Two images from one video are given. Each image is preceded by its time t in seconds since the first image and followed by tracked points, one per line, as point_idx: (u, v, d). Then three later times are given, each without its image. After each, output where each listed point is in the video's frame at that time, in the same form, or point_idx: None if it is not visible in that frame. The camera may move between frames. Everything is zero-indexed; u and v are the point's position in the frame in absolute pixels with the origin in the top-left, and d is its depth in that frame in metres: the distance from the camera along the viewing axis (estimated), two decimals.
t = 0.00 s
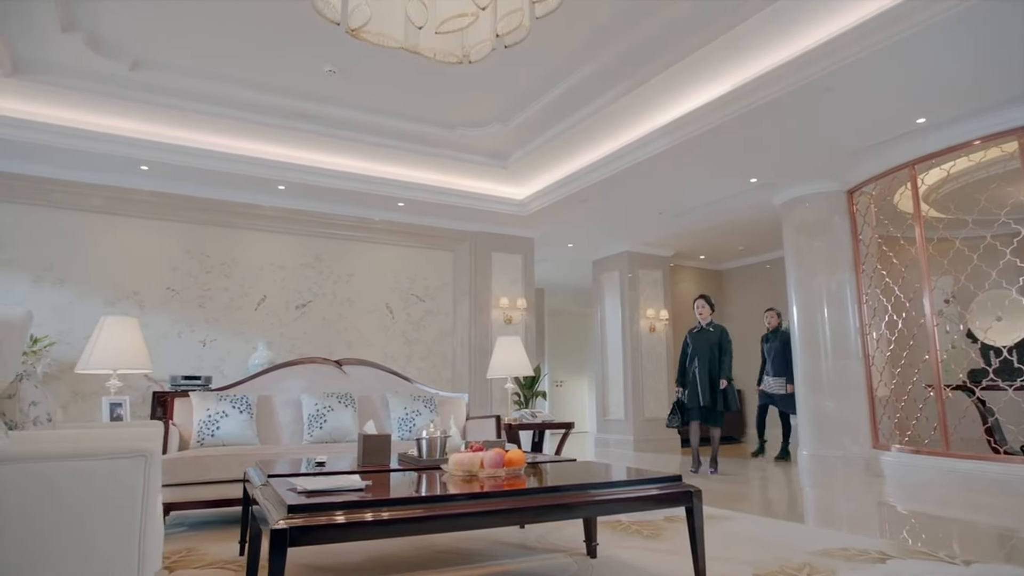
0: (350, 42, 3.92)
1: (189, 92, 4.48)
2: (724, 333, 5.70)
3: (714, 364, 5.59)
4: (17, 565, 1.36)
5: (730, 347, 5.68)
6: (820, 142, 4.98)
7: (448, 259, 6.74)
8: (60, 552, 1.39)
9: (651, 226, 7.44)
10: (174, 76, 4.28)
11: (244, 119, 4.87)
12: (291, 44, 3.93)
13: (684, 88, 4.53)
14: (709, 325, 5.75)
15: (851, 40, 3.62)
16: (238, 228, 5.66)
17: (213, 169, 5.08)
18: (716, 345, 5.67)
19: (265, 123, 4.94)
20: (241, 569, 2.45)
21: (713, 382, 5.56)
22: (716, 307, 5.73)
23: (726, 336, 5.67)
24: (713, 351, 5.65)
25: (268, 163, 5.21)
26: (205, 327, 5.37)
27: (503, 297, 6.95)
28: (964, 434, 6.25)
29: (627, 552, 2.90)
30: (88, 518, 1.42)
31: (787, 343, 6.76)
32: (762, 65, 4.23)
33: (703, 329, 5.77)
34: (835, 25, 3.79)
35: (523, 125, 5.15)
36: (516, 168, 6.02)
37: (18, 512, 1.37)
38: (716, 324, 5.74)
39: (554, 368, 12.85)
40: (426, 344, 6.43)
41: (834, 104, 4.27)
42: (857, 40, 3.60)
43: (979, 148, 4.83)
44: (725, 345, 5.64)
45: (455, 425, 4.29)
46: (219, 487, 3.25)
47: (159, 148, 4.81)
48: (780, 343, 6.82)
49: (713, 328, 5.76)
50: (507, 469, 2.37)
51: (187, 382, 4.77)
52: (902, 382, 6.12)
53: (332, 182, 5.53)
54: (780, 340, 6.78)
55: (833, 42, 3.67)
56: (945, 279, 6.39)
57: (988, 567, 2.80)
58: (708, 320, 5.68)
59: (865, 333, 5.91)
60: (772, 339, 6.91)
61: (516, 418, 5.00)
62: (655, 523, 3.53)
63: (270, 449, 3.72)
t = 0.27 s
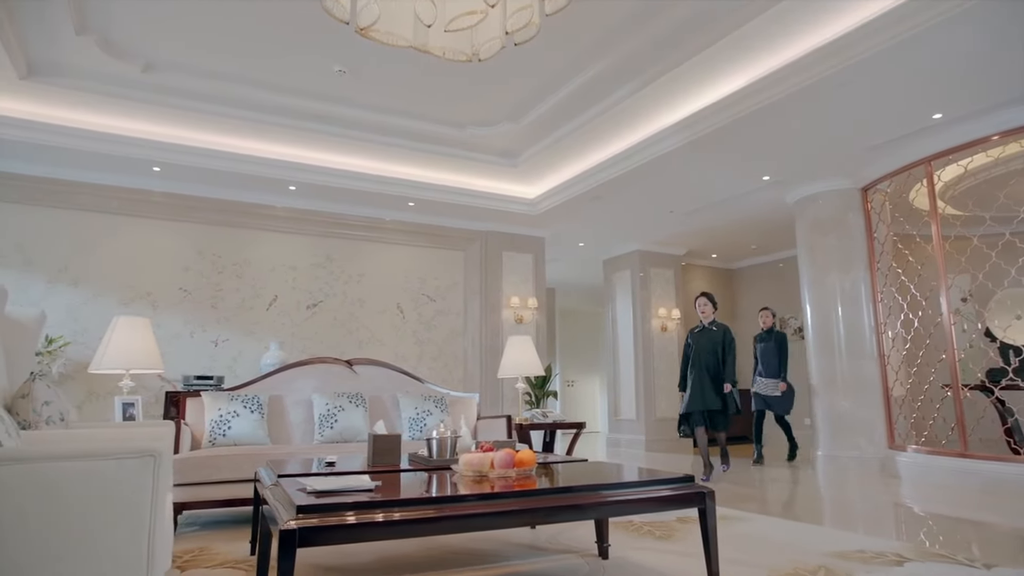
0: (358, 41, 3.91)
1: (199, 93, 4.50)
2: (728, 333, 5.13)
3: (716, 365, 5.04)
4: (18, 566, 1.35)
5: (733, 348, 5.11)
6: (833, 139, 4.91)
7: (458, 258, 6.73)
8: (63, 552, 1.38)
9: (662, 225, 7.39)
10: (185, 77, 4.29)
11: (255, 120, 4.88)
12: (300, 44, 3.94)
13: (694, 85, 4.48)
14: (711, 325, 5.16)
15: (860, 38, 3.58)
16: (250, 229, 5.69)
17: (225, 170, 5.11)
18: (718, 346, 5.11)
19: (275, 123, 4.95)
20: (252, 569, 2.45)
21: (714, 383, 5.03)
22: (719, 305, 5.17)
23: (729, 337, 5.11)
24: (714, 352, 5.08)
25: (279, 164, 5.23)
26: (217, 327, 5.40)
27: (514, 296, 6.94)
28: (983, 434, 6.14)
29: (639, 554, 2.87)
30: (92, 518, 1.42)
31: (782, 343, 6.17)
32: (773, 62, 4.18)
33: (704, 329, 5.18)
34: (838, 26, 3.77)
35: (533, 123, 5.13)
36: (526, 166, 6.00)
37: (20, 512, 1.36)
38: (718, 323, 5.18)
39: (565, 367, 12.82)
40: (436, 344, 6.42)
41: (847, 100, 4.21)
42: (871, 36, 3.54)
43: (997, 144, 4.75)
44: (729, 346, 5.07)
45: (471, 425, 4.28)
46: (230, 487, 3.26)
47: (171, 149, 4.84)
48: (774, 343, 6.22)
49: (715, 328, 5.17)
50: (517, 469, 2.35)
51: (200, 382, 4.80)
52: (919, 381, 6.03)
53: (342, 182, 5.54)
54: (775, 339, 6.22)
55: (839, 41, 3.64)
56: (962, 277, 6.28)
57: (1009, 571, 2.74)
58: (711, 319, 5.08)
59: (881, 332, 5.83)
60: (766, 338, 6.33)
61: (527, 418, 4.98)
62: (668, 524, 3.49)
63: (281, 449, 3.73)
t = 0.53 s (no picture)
0: (364, 41, 3.90)
1: (206, 94, 4.51)
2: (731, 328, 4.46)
3: (718, 363, 4.36)
4: (18, 565, 1.34)
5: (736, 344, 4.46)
6: (842, 137, 4.87)
7: (466, 258, 6.72)
8: (63, 552, 1.38)
9: (670, 224, 7.35)
10: (191, 77, 4.30)
11: (261, 120, 4.89)
12: (306, 44, 3.93)
13: (701, 84, 4.46)
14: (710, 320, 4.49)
15: (861, 39, 3.57)
16: (257, 229, 5.70)
17: (233, 170, 5.12)
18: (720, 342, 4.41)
19: (282, 124, 4.96)
20: (258, 569, 2.44)
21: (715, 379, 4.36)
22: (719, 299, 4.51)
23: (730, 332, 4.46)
24: (715, 350, 4.40)
25: (286, 163, 5.24)
26: (225, 327, 5.42)
27: (521, 295, 6.92)
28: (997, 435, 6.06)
29: (648, 555, 2.84)
30: (92, 519, 1.41)
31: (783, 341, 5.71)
32: (781, 60, 4.14)
33: (702, 322, 4.50)
34: (840, 26, 3.76)
35: (540, 122, 5.11)
36: (533, 166, 5.98)
37: (20, 511, 1.36)
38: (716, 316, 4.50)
39: (573, 367, 12.79)
40: (444, 344, 6.42)
41: (856, 98, 4.16)
42: (879, 33, 3.50)
43: (1011, 140, 4.68)
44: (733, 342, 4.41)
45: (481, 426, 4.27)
46: (238, 487, 3.26)
47: (178, 150, 4.86)
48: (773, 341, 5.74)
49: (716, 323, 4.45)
50: (525, 470, 2.33)
51: (208, 382, 4.81)
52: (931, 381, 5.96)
53: (349, 182, 5.55)
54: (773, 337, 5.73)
55: (841, 41, 3.63)
56: (975, 276, 6.18)
57: None
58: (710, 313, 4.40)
59: (892, 331, 5.77)
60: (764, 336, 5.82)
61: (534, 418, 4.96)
62: (677, 525, 3.46)
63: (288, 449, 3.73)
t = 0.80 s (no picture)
0: (369, 41, 3.91)
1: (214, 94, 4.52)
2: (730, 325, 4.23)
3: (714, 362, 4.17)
4: (19, 564, 1.34)
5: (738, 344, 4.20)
6: (850, 135, 4.84)
7: (472, 258, 6.71)
8: (65, 552, 1.38)
9: (677, 223, 7.32)
10: (199, 77, 4.31)
11: (266, 120, 4.89)
12: (312, 43, 3.93)
13: (706, 83, 4.44)
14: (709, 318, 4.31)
15: (864, 39, 3.57)
16: (263, 229, 5.71)
17: (239, 171, 5.14)
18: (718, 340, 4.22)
19: (288, 124, 4.97)
20: (265, 569, 2.44)
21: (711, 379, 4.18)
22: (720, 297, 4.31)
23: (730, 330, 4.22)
24: (712, 348, 4.21)
25: (290, 163, 5.24)
26: (232, 327, 5.43)
27: (527, 295, 6.91)
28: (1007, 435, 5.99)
29: (655, 556, 2.82)
30: (94, 518, 1.41)
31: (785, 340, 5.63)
32: (786, 58, 4.12)
33: (703, 321, 4.34)
34: (843, 26, 3.76)
35: (546, 121, 5.09)
36: (539, 165, 5.97)
37: (22, 511, 1.36)
38: (720, 316, 4.31)
39: (579, 367, 12.77)
40: (450, 343, 6.41)
41: (863, 96, 4.14)
42: (884, 31, 3.49)
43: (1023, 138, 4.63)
44: (730, 340, 4.18)
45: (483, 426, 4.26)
46: (245, 487, 3.27)
47: (186, 150, 4.89)
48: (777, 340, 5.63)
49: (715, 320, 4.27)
50: (531, 470, 2.31)
51: (214, 382, 4.82)
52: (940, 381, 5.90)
53: (355, 182, 5.55)
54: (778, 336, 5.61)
55: (844, 41, 3.63)
56: (985, 275, 6.10)
57: None
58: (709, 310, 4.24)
59: (901, 331, 5.72)
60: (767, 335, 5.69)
61: (540, 418, 4.95)
62: (684, 525, 3.44)
63: (293, 449, 3.73)
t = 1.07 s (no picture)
0: (373, 42, 3.91)
1: (221, 94, 4.53)
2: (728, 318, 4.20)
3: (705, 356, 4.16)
4: (22, 565, 1.34)
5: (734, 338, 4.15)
6: (859, 133, 4.79)
7: (479, 258, 6.71)
8: (65, 552, 1.37)
9: (684, 222, 7.28)
10: (206, 77, 4.31)
11: (273, 120, 4.90)
12: (318, 43, 3.92)
13: (712, 82, 4.42)
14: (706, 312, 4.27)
15: (866, 38, 3.56)
16: (271, 229, 5.73)
17: (246, 171, 5.16)
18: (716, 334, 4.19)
19: (295, 124, 4.97)
20: (271, 569, 2.43)
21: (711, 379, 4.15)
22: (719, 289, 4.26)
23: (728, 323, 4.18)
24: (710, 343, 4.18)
25: (297, 163, 5.25)
26: (240, 327, 5.45)
27: (534, 295, 6.89)
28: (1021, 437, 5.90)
29: (663, 557, 2.80)
30: (94, 518, 1.40)
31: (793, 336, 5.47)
32: (792, 57, 4.09)
33: (701, 314, 4.31)
34: (846, 26, 3.75)
35: (552, 121, 5.08)
36: (546, 164, 5.95)
37: (21, 510, 1.36)
38: (719, 307, 4.28)
39: (587, 367, 12.75)
40: (457, 343, 6.41)
41: (870, 94, 4.11)
42: (888, 30, 3.46)
43: None
44: (728, 334, 4.15)
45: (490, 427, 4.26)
46: (252, 487, 3.27)
47: (194, 151, 4.91)
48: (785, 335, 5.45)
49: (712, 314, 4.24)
50: (538, 470, 2.30)
51: (222, 382, 4.84)
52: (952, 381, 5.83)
53: (362, 182, 5.56)
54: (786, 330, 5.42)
55: (847, 41, 3.61)
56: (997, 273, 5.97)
57: None
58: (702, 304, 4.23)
59: (911, 330, 5.67)
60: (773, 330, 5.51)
61: (548, 418, 4.93)
62: (692, 526, 3.42)
63: (301, 449, 3.73)
